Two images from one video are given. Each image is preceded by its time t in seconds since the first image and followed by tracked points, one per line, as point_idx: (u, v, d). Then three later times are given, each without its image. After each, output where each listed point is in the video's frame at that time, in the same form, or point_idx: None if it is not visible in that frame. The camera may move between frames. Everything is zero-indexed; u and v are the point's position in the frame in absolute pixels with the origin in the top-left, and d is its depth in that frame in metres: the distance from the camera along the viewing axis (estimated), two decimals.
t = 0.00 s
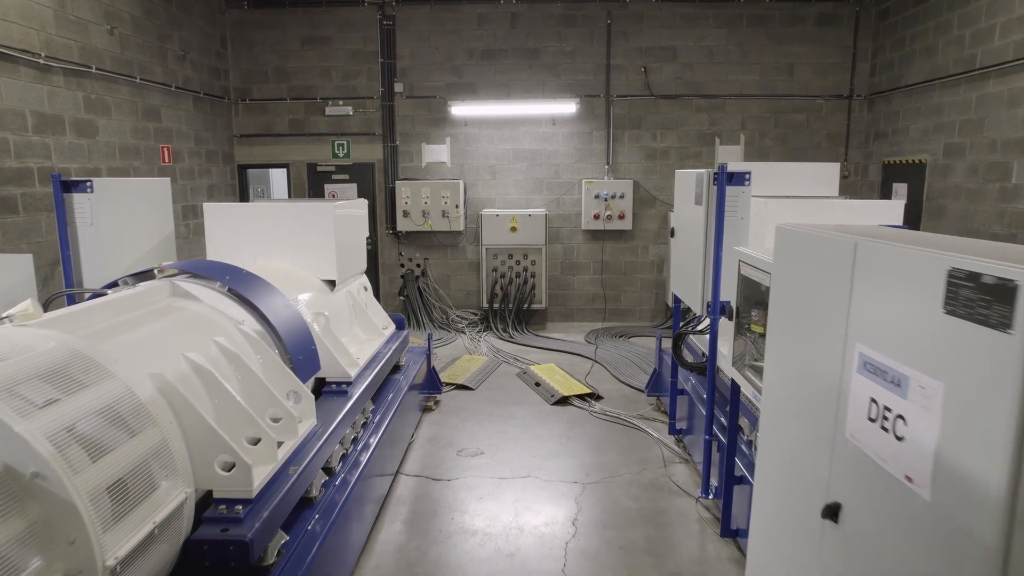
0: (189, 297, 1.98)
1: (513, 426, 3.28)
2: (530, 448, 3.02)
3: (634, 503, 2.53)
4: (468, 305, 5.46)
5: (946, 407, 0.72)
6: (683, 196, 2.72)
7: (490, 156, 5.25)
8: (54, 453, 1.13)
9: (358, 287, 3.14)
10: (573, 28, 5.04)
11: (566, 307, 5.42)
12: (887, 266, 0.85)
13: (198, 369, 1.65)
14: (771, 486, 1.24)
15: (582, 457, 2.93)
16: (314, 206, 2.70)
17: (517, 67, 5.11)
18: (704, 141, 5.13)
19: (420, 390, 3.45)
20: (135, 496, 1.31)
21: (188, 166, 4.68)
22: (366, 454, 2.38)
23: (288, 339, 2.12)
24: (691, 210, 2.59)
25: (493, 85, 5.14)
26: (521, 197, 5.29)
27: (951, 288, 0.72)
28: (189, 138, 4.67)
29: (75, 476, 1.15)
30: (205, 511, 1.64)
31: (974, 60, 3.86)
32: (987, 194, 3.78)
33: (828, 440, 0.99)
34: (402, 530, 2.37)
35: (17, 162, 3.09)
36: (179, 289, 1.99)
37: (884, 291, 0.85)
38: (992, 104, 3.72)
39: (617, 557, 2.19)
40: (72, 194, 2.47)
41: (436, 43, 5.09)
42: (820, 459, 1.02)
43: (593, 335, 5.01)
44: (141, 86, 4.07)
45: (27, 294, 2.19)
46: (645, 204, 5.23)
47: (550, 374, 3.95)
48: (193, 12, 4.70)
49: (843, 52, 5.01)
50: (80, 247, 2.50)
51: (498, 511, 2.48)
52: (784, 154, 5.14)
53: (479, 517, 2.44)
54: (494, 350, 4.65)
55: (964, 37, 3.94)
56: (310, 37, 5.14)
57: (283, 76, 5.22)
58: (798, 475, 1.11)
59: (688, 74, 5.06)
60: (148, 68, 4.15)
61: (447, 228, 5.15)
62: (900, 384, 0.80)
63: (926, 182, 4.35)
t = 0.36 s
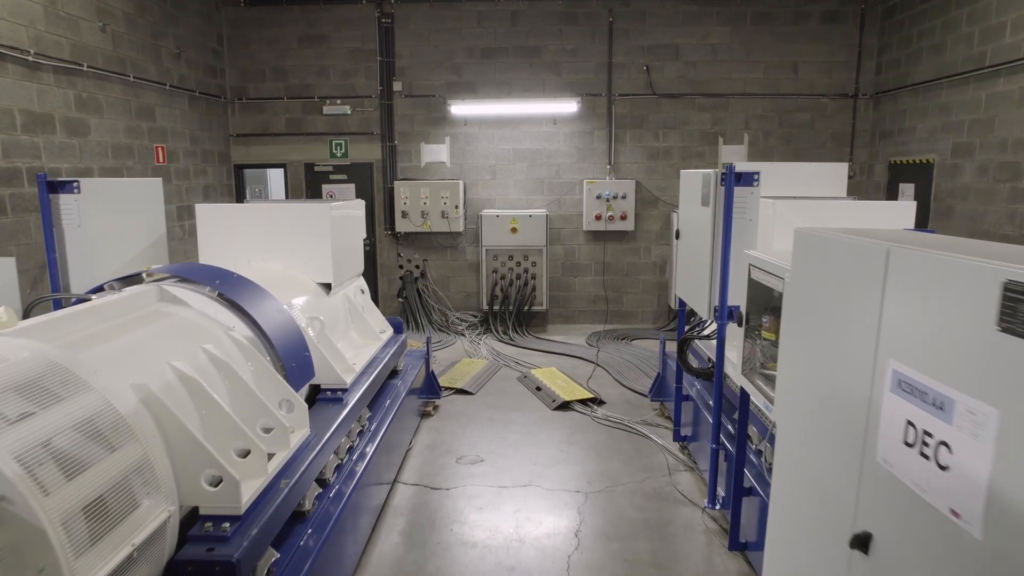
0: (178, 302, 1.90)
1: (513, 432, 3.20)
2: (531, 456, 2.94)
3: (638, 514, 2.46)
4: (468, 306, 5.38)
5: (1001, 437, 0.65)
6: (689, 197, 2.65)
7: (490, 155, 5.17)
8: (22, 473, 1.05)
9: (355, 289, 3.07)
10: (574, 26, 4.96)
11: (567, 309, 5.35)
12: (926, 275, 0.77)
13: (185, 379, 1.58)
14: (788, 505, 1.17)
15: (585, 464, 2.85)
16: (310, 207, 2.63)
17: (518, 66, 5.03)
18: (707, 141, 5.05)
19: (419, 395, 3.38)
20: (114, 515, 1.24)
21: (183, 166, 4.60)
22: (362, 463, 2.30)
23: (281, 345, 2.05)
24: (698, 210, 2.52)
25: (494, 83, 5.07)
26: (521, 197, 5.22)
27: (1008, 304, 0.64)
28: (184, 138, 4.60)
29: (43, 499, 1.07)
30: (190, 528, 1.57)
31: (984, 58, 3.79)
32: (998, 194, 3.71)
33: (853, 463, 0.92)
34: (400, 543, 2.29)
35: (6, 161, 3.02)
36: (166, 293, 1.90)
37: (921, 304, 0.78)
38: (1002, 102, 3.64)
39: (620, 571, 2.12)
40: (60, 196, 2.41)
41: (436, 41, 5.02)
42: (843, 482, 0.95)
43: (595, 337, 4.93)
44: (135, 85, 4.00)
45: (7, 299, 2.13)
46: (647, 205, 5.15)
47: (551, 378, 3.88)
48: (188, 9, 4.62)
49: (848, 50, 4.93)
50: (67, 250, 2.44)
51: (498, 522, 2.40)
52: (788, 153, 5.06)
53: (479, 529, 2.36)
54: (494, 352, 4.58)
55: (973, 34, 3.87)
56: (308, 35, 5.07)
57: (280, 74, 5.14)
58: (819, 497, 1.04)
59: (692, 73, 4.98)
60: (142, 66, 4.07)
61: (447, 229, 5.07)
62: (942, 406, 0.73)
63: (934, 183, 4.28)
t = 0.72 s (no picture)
0: (165, 308, 1.82)
1: (513, 439, 3.13)
2: (532, 463, 2.87)
3: (643, 525, 2.38)
4: (468, 309, 5.31)
5: None
6: (694, 198, 2.58)
7: (490, 155, 5.09)
8: None
9: (351, 293, 2.99)
10: (575, 24, 4.88)
11: (568, 311, 5.27)
12: (974, 288, 0.69)
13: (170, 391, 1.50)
14: (806, 526, 1.10)
15: (587, 473, 2.78)
16: (304, 209, 2.55)
17: (519, 64, 4.96)
18: (710, 140, 4.97)
19: (417, 401, 3.30)
20: (88, 540, 1.16)
21: (178, 166, 4.53)
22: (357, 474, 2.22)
23: (273, 353, 1.97)
24: (704, 212, 2.44)
25: (493, 82, 4.99)
26: (521, 197, 5.14)
27: None
28: (179, 137, 4.52)
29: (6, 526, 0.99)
30: (173, 548, 1.49)
31: (994, 56, 3.71)
32: (1009, 195, 3.63)
33: (882, 489, 0.85)
34: (396, 556, 2.22)
35: None
36: (153, 300, 1.83)
37: (965, 321, 0.70)
38: (1014, 100, 3.56)
39: None
40: (44, 197, 2.33)
41: (435, 39, 4.94)
42: (872, 508, 0.88)
43: (596, 340, 4.86)
44: (128, 83, 3.92)
45: None
46: (649, 205, 5.08)
47: (552, 383, 3.80)
48: (183, 6, 4.54)
49: (854, 49, 4.85)
50: (51, 253, 2.35)
51: (498, 534, 2.33)
52: (792, 153, 4.98)
53: (478, 542, 2.28)
54: (494, 356, 4.50)
55: (983, 32, 3.79)
56: (305, 33, 4.99)
57: (277, 73, 5.06)
58: (842, 521, 0.97)
59: (694, 71, 4.91)
60: (135, 64, 4.00)
61: (446, 230, 4.99)
62: (997, 436, 0.65)
63: (942, 183, 4.20)
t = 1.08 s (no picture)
0: (151, 314, 1.74)
1: (513, 446, 3.05)
2: (533, 472, 2.79)
3: (648, 538, 2.30)
4: (467, 311, 5.23)
5: None
6: (700, 199, 2.50)
7: (490, 155, 5.01)
8: None
9: (347, 296, 2.92)
10: (576, 21, 4.80)
11: (569, 313, 5.19)
12: None
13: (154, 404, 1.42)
14: (830, 551, 1.03)
15: (590, 482, 2.70)
16: (298, 210, 2.47)
17: (519, 62, 4.88)
18: (713, 140, 4.89)
19: (416, 406, 3.23)
20: (57, 568, 1.08)
21: (172, 166, 4.45)
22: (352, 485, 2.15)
23: (264, 361, 1.89)
24: (710, 213, 2.36)
25: (493, 81, 4.91)
26: (521, 198, 5.06)
27: None
28: (173, 137, 4.44)
29: None
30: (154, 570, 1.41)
31: (1004, 53, 3.63)
32: (1020, 195, 3.55)
33: (917, 519, 0.78)
34: (392, 570, 2.14)
35: None
36: (138, 305, 1.74)
37: (1013, 339, 0.64)
38: None
39: None
40: (26, 198, 2.26)
41: (434, 37, 4.86)
42: (907, 540, 0.81)
43: (598, 343, 4.78)
44: (120, 82, 3.84)
45: None
46: (651, 206, 5.00)
47: (553, 387, 3.73)
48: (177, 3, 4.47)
49: (859, 47, 4.78)
50: (34, 256, 2.29)
51: (498, 547, 2.25)
52: (796, 152, 4.90)
53: (478, 555, 2.20)
54: (494, 359, 4.42)
55: (993, 29, 3.71)
56: (302, 31, 4.91)
57: (273, 71, 4.98)
58: (871, 552, 0.90)
59: (697, 70, 4.83)
60: (127, 62, 3.91)
61: (445, 231, 4.91)
62: None
63: (950, 183, 4.12)
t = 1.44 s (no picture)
0: (134, 320, 1.66)
1: (513, 453, 2.97)
2: (533, 480, 2.72)
3: (652, 551, 2.22)
4: (467, 313, 5.15)
5: None
6: (707, 200, 2.43)
7: (489, 155, 4.93)
8: None
9: (342, 300, 2.84)
10: (577, 19, 4.73)
11: (570, 315, 5.12)
12: None
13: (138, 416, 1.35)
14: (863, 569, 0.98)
15: (592, 491, 2.62)
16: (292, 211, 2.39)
17: (519, 61, 4.80)
18: (717, 140, 4.82)
19: (413, 412, 3.15)
20: None
21: (166, 166, 4.37)
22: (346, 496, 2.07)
23: (253, 369, 1.81)
24: (717, 214, 2.29)
25: (493, 80, 4.83)
26: (522, 198, 4.98)
27: None
28: (167, 136, 4.36)
29: None
30: None
31: (1015, 51, 3.55)
32: None
33: (966, 546, 0.73)
34: None
35: None
36: (121, 312, 1.66)
37: None
38: None
39: None
40: (9, 198, 2.17)
41: (433, 35, 4.78)
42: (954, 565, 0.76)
43: (599, 345, 4.70)
44: (112, 80, 3.76)
45: None
46: (654, 206, 4.92)
47: (554, 392, 3.65)
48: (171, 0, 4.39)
49: (865, 45, 4.70)
50: (17, 258, 2.19)
51: (498, 560, 2.17)
52: (800, 152, 4.82)
53: (477, 569, 2.13)
54: (494, 362, 4.35)
55: (1003, 26, 3.64)
56: (299, 29, 4.83)
57: (270, 70, 4.90)
58: (907, 575, 0.86)
59: (700, 69, 4.75)
60: (119, 60, 3.84)
61: (444, 232, 4.83)
62: None
63: (959, 184, 4.04)
